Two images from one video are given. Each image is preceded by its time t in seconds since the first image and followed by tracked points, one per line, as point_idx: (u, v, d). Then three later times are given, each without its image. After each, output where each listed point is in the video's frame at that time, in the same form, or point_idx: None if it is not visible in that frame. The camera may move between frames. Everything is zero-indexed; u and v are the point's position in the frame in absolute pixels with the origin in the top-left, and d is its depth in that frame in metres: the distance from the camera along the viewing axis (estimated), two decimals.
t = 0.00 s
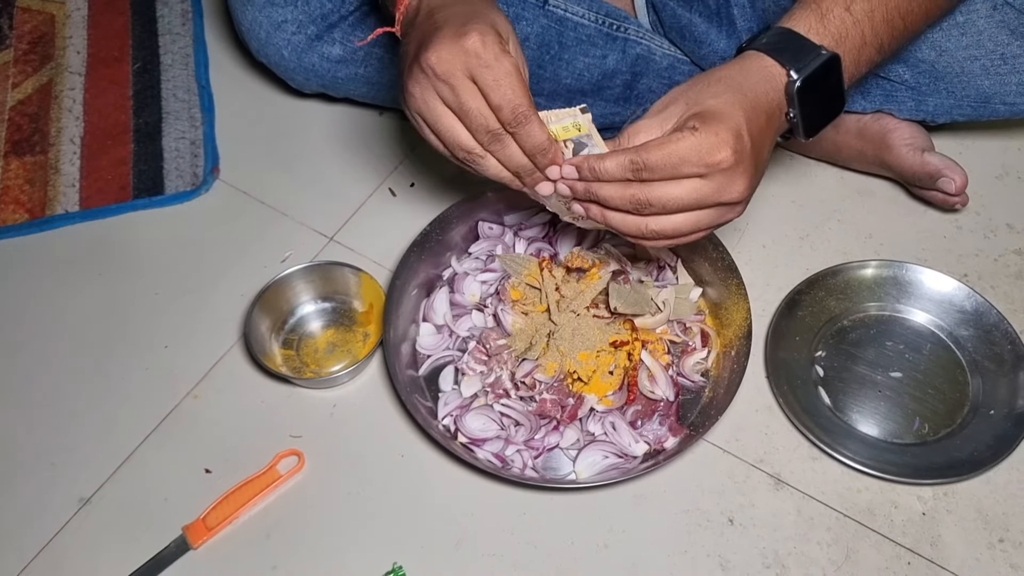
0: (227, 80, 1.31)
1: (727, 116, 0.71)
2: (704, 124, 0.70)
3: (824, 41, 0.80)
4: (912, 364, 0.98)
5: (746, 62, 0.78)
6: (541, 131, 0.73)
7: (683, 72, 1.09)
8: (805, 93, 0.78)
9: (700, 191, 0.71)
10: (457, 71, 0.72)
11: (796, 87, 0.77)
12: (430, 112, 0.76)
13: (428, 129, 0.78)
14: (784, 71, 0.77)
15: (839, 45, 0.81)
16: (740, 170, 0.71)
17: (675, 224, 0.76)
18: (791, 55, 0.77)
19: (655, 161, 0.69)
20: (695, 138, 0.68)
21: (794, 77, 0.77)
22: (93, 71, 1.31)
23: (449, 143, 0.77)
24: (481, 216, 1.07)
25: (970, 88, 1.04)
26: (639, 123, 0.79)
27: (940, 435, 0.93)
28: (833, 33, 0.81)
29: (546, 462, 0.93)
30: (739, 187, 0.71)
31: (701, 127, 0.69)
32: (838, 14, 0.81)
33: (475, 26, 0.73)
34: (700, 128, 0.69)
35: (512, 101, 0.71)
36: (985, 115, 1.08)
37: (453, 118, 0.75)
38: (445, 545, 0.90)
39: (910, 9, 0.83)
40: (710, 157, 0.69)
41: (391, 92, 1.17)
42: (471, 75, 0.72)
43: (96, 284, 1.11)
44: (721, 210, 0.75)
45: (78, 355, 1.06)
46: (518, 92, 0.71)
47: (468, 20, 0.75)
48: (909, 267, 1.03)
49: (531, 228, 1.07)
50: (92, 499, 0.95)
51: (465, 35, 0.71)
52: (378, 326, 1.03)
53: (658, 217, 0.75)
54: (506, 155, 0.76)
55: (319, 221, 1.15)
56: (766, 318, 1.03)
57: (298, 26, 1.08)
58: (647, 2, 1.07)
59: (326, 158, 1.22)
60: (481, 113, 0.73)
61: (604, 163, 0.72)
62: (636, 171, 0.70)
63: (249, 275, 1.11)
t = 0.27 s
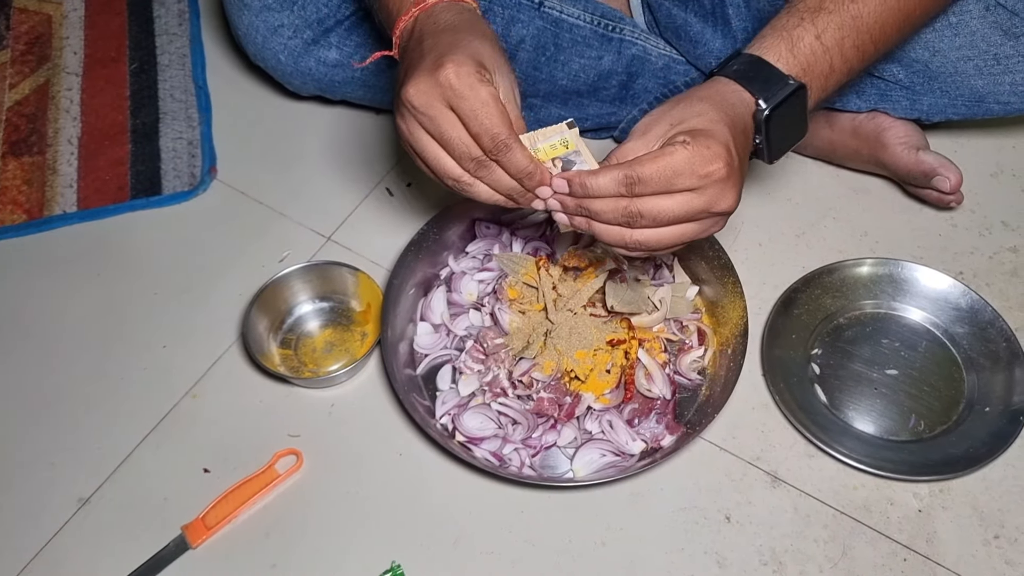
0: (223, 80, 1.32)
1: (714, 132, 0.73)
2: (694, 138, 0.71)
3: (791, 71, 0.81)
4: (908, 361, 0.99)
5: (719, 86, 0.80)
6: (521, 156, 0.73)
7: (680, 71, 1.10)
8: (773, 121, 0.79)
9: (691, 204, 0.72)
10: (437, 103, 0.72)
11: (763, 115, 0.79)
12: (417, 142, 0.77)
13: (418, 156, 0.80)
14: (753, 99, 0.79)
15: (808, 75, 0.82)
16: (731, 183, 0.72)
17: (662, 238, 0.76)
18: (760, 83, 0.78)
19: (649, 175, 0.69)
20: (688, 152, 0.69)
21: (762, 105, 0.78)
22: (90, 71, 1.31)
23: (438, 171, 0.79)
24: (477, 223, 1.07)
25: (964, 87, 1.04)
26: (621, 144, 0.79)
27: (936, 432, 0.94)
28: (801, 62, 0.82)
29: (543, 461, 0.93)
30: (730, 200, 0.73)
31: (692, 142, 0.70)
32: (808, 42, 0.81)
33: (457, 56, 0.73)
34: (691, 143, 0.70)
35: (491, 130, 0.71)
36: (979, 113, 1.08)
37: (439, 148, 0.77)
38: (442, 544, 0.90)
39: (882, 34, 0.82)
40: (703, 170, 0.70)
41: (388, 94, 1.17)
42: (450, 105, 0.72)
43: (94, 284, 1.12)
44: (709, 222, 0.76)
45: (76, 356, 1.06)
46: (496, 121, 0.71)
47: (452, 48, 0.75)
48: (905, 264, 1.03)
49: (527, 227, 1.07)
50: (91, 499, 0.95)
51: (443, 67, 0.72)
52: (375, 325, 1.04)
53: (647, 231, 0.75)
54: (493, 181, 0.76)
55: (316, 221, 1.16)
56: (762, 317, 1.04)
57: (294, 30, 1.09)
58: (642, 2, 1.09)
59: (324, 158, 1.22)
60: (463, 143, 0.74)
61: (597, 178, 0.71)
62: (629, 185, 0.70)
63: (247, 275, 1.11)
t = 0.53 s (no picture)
0: (218, 79, 1.31)
1: (704, 137, 0.73)
2: (685, 143, 0.71)
3: (778, 75, 0.81)
4: (905, 359, 0.99)
5: (707, 92, 0.80)
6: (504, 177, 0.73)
7: (677, 69, 1.09)
8: (760, 126, 0.79)
9: (682, 209, 0.72)
10: (423, 127, 0.73)
11: (750, 120, 0.79)
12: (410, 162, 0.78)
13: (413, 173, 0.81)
14: (741, 103, 0.79)
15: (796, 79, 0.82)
16: (721, 188, 0.72)
17: (652, 241, 0.76)
18: (747, 88, 0.79)
19: (642, 179, 0.69)
20: (680, 157, 0.69)
21: (749, 109, 0.78)
22: (84, 70, 1.30)
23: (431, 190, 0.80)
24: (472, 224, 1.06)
25: (961, 84, 1.04)
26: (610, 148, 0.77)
27: (933, 430, 0.93)
28: (788, 66, 0.81)
29: (540, 460, 0.93)
30: (719, 205, 0.73)
31: (684, 147, 0.70)
32: (796, 46, 0.81)
33: (442, 78, 0.73)
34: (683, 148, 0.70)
35: (474, 154, 0.72)
36: (977, 111, 1.07)
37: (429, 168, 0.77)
38: (439, 543, 0.90)
39: (869, 39, 0.82)
40: (695, 175, 0.70)
41: (384, 92, 1.16)
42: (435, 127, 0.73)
43: (89, 284, 1.11)
44: (698, 227, 0.76)
45: (71, 356, 1.05)
46: (479, 144, 0.71)
47: (439, 68, 0.75)
48: (902, 262, 1.03)
49: (523, 225, 1.06)
50: (86, 500, 0.95)
51: (426, 92, 0.72)
52: (372, 325, 1.03)
53: (638, 235, 0.75)
54: (481, 202, 0.77)
55: (312, 220, 1.15)
56: (759, 315, 1.04)
57: (289, 28, 1.08)
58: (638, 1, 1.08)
59: (319, 157, 1.22)
60: (450, 165, 0.75)
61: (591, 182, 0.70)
62: (622, 190, 0.70)
63: (243, 274, 1.11)
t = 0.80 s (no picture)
0: (214, 77, 1.31)
1: (705, 126, 0.72)
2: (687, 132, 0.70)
3: (778, 67, 0.80)
4: (903, 356, 0.98)
5: (706, 82, 0.79)
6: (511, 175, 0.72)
7: (674, 66, 1.09)
8: (759, 118, 0.79)
9: (683, 197, 0.71)
10: (432, 127, 0.72)
11: (750, 112, 0.78)
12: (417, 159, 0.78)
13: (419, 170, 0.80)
14: (741, 95, 0.78)
15: (795, 71, 0.81)
16: (722, 177, 0.71)
17: (650, 231, 0.75)
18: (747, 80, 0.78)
19: (645, 167, 0.68)
20: (682, 145, 0.69)
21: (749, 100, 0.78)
22: (79, 69, 1.30)
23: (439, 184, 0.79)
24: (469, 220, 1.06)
25: (959, 81, 1.04)
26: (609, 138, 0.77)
27: (932, 427, 0.93)
28: (788, 58, 0.81)
29: (538, 458, 0.92)
30: (720, 193, 0.72)
31: (684, 135, 0.70)
32: (795, 39, 0.81)
33: (451, 79, 0.72)
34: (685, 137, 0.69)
35: (474, 164, 0.70)
36: (975, 107, 1.07)
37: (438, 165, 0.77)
38: (437, 542, 0.90)
39: (868, 32, 0.82)
40: (697, 163, 0.69)
41: (381, 90, 1.16)
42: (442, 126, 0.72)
43: (85, 283, 1.11)
44: (697, 216, 0.75)
45: (66, 355, 1.05)
46: (482, 153, 0.70)
47: (448, 67, 0.74)
48: (900, 259, 1.03)
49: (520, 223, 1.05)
50: (82, 500, 0.95)
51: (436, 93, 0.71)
52: (369, 323, 1.03)
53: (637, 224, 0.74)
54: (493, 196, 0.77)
55: (309, 218, 1.15)
56: (757, 312, 1.03)
57: (285, 26, 1.08)
58: None
59: (316, 155, 1.21)
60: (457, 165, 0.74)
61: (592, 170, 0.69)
62: (624, 178, 0.68)
63: (239, 273, 1.10)
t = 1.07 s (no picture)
0: (212, 74, 1.30)
1: (713, 106, 0.72)
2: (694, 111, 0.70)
3: (788, 48, 0.80)
4: (902, 354, 0.98)
5: (717, 61, 0.78)
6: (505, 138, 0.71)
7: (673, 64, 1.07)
8: (767, 100, 0.78)
9: (685, 177, 0.71)
10: (428, 90, 0.71)
11: (759, 94, 0.78)
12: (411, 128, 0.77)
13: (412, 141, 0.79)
14: (750, 75, 0.78)
15: (804, 53, 0.81)
16: (726, 160, 0.71)
17: (650, 210, 0.75)
18: (756, 62, 0.77)
19: (648, 144, 0.68)
20: (688, 123, 0.68)
21: (757, 83, 0.77)
22: (77, 66, 1.30)
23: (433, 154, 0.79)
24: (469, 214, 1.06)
25: (958, 78, 1.03)
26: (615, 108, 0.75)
27: (931, 425, 0.93)
28: (797, 41, 0.81)
29: (536, 457, 0.92)
30: (724, 176, 0.72)
31: (691, 114, 0.69)
32: (804, 20, 0.81)
33: (448, 41, 0.72)
34: (692, 116, 0.69)
35: (469, 125, 0.69)
36: (974, 104, 1.07)
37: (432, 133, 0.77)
38: (435, 540, 0.90)
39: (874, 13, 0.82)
40: (701, 143, 0.69)
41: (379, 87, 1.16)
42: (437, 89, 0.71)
43: (82, 281, 1.10)
44: (697, 200, 0.75)
45: (63, 353, 1.05)
46: (478, 114, 0.69)
47: (444, 31, 0.73)
48: (898, 257, 1.03)
49: (519, 222, 1.07)
50: (80, 499, 0.94)
51: (433, 55, 0.70)
52: (367, 321, 1.03)
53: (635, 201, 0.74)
54: (488, 164, 0.77)
55: (307, 216, 1.15)
56: (755, 310, 1.03)
57: (282, 22, 1.08)
58: None
59: (314, 153, 1.21)
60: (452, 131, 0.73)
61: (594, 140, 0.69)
62: (625, 152, 0.69)
63: (237, 272, 1.10)
